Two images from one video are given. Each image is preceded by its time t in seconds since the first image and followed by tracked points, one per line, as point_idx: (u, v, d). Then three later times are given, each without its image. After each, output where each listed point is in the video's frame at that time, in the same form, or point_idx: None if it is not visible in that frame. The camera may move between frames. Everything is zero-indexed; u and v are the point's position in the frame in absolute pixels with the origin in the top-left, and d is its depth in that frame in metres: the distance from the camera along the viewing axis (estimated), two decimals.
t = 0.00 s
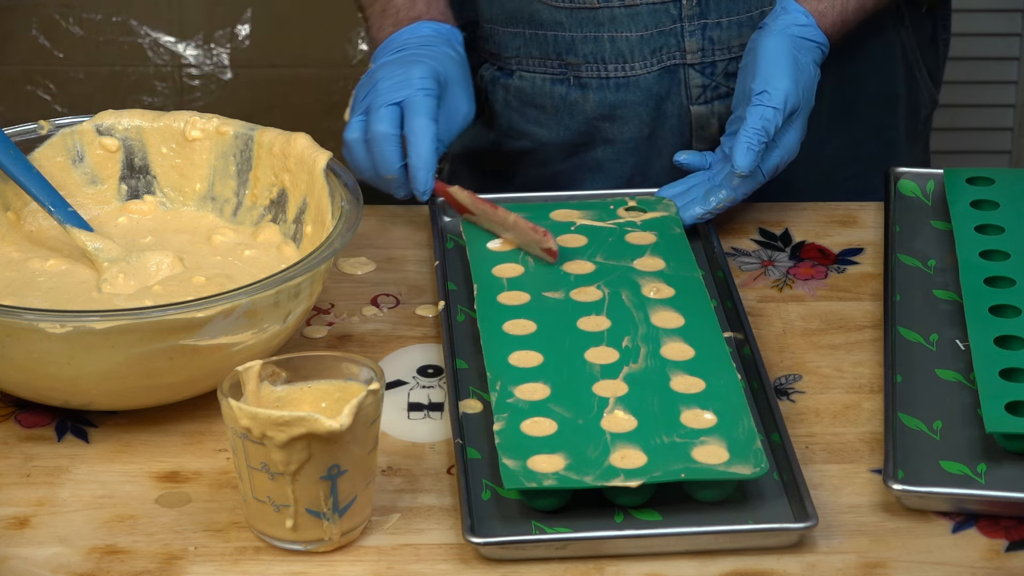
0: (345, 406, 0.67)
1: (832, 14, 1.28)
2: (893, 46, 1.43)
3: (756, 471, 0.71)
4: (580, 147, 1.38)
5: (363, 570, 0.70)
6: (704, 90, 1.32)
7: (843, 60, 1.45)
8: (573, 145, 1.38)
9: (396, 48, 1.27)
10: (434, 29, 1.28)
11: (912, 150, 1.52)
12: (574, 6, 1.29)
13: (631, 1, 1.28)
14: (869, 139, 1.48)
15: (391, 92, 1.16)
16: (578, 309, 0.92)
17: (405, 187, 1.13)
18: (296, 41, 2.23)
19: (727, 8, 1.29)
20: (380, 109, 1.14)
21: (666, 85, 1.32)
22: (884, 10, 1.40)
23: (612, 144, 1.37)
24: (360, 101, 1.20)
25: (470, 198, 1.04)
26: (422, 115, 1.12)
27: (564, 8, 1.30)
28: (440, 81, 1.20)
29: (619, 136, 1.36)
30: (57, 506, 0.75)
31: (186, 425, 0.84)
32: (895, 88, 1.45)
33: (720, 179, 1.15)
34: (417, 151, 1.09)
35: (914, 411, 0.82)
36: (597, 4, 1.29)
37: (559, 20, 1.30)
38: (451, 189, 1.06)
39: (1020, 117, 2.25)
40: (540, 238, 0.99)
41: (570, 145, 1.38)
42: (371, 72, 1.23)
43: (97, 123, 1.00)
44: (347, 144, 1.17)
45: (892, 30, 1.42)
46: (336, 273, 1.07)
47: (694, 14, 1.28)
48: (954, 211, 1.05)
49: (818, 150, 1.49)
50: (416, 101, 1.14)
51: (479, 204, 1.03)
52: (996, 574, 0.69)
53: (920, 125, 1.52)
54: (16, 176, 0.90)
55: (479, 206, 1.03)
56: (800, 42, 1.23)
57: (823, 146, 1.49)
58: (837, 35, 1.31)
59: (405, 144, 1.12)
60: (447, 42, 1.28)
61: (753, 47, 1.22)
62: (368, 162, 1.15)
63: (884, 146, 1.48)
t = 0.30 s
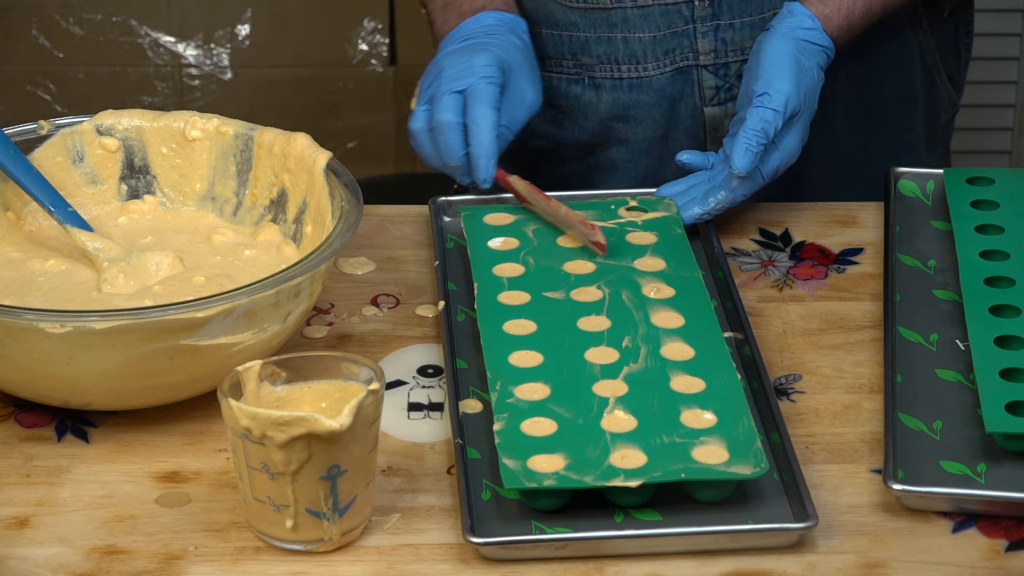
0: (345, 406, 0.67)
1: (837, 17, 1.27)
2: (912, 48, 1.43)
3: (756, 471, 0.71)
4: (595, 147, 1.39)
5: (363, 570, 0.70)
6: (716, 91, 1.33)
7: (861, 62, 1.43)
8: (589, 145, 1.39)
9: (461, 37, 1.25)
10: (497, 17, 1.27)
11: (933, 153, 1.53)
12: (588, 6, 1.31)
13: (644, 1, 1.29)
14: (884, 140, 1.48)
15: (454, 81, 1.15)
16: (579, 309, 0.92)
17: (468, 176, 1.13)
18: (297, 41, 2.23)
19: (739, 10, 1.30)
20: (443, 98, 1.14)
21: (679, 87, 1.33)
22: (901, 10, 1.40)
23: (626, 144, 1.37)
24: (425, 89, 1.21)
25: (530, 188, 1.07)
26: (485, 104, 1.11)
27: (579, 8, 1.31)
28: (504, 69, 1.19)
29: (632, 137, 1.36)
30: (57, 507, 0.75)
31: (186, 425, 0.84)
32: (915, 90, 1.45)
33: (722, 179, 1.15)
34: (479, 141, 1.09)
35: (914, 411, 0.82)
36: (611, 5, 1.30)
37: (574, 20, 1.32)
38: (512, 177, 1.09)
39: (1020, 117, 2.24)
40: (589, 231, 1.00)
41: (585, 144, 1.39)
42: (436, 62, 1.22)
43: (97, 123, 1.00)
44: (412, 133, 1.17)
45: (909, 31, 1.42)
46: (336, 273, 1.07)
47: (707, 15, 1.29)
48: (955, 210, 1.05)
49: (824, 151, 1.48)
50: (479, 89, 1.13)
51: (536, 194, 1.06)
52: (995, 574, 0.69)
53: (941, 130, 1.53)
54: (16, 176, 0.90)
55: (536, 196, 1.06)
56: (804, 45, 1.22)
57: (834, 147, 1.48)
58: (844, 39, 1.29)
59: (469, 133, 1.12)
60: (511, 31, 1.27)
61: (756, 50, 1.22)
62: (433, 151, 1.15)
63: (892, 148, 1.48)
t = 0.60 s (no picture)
0: (345, 406, 0.67)
1: (840, 20, 1.26)
2: (920, 49, 1.42)
3: (756, 471, 0.71)
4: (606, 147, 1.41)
5: (363, 570, 0.70)
6: (725, 92, 1.34)
7: (869, 62, 1.42)
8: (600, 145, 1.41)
9: (509, 33, 1.29)
10: (541, 11, 1.31)
11: (940, 154, 1.52)
12: (598, 7, 1.33)
13: (652, 3, 1.30)
14: (891, 141, 1.47)
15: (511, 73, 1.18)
16: (579, 309, 0.92)
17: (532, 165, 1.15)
18: (298, 41, 2.23)
19: (748, 11, 1.30)
20: (502, 90, 1.17)
21: (687, 87, 1.34)
22: (909, 11, 1.38)
23: (637, 147, 1.38)
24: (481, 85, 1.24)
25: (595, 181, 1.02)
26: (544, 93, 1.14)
27: (589, 9, 1.34)
28: (558, 57, 1.22)
29: (641, 137, 1.37)
30: (57, 506, 0.75)
31: (186, 424, 0.84)
32: (922, 92, 1.44)
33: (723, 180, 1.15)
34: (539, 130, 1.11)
35: (914, 411, 0.82)
36: (620, 6, 1.32)
37: (584, 20, 1.35)
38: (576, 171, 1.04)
39: (1020, 117, 2.23)
40: (653, 223, 1.01)
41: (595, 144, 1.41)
42: (489, 59, 1.26)
43: (97, 123, 1.00)
44: (474, 133, 1.20)
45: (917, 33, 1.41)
46: (336, 273, 1.07)
47: (715, 16, 1.30)
48: (954, 210, 1.05)
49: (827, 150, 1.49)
50: (536, 80, 1.16)
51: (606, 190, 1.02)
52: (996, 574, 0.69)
53: (949, 130, 1.51)
54: (16, 176, 0.90)
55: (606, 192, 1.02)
56: (806, 47, 1.22)
57: (840, 146, 1.48)
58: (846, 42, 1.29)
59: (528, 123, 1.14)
60: (558, 23, 1.31)
61: (758, 52, 1.22)
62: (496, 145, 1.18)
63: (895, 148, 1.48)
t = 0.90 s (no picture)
0: (345, 406, 0.67)
1: (841, 24, 1.26)
2: (933, 49, 1.42)
3: (756, 471, 0.71)
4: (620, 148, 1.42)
5: (363, 570, 0.70)
6: (736, 94, 1.34)
7: (880, 60, 1.42)
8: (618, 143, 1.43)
9: (547, 30, 1.31)
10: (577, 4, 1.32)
11: (954, 153, 1.50)
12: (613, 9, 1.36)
13: (662, 8, 1.30)
14: (903, 142, 1.47)
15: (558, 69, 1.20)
16: (578, 309, 0.92)
17: (589, 160, 1.17)
18: (298, 41, 2.23)
19: (759, 13, 1.30)
20: (552, 87, 1.19)
21: (699, 91, 1.34)
22: (921, 13, 1.38)
23: (647, 147, 1.39)
24: (530, 82, 1.26)
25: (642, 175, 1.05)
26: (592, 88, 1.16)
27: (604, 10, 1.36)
28: (602, 49, 1.24)
29: (655, 139, 1.38)
30: (57, 506, 0.75)
31: (186, 425, 0.84)
32: (934, 90, 1.44)
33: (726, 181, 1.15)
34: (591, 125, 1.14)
35: (914, 411, 0.82)
36: (632, 11, 1.33)
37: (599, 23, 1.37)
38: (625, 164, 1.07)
39: (1020, 117, 2.21)
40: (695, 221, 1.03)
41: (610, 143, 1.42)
42: (532, 57, 1.28)
43: (98, 123, 1.00)
44: (534, 135, 1.23)
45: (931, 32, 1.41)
46: (336, 273, 1.07)
47: (725, 20, 1.30)
48: (955, 210, 1.05)
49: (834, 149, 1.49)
50: (582, 75, 1.18)
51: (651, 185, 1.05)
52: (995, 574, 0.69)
53: (963, 129, 1.51)
54: (16, 176, 0.90)
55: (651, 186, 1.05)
56: (810, 49, 1.22)
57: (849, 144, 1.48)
58: (849, 47, 1.29)
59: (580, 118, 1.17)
60: (596, 13, 1.31)
61: (761, 53, 1.22)
62: (552, 143, 1.20)
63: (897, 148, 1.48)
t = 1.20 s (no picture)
0: (345, 406, 0.67)
1: (840, 24, 1.26)
2: (938, 46, 1.42)
3: (756, 471, 0.71)
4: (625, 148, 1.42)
5: (363, 570, 0.70)
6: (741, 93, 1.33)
7: (883, 59, 1.43)
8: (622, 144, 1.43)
9: (556, 33, 1.30)
10: (589, 8, 1.31)
11: (959, 152, 1.51)
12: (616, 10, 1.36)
13: (665, 8, 1.30)
14: (907, 141, 1.47)
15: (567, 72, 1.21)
16: (578, 309, 0.92)
17: (591, 164, 1.19)
18: (298, 41, 2.23)
19: (762, 12, 1.31)
20: (559, 89, 1.20)
21: (703, 91, 1.33)
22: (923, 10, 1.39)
23: (652, 147, 1.39)
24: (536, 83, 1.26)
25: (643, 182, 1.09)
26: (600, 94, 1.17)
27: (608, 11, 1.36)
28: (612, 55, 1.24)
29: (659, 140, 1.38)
30: (57, 506, 0.75)
31: (186, 424, 0.84)
32: (938, 89, 1.44)
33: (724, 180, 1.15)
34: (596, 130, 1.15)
35: (914, 411, 0.82)
36: (635, 11, 1.33)
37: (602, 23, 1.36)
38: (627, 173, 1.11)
39: (1021, 117, 2.20)
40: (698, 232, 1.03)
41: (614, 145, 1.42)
42: (541, 58, 1.27)
43: (98, 123, 1.00)
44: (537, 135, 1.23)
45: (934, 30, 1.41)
46: (336, 273, 1.07)
47: (729, 19, 1.30)
48: (955, 210, 1.05)
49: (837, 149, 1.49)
50: (591, 79, 1.19)
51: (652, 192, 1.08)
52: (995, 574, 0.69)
53: (969, 128, 1.51)
54: (16, 176, 0.90)
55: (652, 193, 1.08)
56: (807, 48, 1.22)
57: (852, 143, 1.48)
58: (847, 45, 1.29)
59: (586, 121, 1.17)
60: (606, 19, 1.32)
61: (760, 52, 1.22)
62: (555, 145, 1.21)
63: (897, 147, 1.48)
